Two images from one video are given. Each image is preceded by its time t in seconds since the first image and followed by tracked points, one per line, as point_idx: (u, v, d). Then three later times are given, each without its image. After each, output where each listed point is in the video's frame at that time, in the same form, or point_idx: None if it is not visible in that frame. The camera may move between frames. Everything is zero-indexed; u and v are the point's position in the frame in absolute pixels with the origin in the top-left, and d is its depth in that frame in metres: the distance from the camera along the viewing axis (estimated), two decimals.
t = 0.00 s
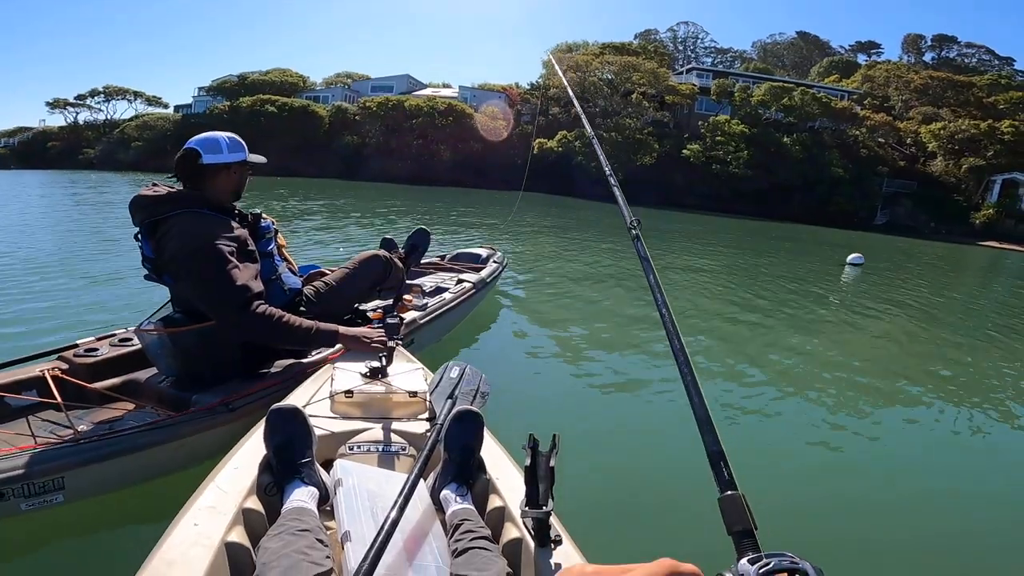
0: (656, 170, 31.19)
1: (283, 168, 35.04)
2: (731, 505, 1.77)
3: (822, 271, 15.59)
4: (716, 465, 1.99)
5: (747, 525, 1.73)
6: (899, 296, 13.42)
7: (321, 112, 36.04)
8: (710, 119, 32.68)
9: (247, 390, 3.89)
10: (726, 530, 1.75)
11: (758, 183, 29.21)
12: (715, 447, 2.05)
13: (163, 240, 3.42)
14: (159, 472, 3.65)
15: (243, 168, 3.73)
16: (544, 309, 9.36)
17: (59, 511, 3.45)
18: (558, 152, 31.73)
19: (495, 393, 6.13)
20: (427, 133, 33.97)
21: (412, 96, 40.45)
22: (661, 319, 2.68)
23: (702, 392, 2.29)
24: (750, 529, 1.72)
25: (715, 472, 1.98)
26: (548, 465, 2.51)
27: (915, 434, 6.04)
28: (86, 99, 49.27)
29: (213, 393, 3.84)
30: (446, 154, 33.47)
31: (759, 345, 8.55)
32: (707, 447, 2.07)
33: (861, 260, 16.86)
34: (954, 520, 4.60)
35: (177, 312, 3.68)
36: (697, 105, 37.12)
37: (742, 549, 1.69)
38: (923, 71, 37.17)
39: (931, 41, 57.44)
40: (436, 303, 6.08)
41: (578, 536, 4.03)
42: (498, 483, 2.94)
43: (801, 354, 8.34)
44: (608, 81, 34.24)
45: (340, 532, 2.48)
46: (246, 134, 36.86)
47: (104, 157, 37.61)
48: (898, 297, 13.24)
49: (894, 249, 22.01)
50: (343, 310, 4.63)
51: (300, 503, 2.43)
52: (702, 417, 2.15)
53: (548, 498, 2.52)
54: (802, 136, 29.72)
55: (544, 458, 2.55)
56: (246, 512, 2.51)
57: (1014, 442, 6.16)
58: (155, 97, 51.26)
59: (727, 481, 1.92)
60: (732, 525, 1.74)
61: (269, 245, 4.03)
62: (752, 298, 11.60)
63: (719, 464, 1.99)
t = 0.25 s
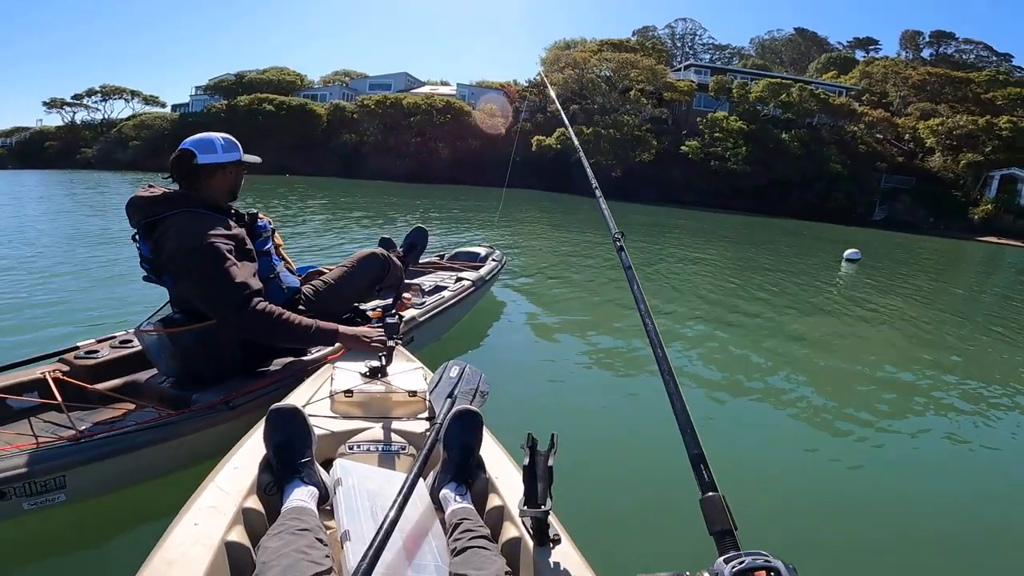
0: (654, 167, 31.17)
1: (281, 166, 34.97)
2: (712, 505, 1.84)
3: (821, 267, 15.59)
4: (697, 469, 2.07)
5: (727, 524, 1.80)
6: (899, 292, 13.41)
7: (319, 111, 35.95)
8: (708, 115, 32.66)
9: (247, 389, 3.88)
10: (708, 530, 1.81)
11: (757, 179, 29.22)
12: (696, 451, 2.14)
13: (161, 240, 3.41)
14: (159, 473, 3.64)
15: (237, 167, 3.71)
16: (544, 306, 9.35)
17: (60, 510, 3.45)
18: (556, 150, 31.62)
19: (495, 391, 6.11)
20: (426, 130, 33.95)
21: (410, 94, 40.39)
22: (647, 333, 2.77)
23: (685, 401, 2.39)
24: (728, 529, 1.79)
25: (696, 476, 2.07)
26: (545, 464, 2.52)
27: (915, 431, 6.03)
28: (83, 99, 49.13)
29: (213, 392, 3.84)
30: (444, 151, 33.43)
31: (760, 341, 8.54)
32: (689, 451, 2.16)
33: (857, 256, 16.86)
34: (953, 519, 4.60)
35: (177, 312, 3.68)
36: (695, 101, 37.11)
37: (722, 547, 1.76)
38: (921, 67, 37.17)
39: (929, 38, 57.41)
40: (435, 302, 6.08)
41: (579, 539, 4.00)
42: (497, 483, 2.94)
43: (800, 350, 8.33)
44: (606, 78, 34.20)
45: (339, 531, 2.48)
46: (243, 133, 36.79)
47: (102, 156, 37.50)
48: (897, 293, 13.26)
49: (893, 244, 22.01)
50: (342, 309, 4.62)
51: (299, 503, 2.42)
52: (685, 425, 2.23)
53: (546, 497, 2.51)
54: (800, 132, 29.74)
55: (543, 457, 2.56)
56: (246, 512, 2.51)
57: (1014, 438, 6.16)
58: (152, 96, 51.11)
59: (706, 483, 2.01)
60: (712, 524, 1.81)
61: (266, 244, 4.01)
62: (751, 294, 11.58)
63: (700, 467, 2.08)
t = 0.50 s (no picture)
0: (655, 166, 31.20)
1: (281, 166, 35.02)
2: (703, 507, 1.83)
3: (822, 267, 15.58)
4: (687, 472, 2.08)
5: (719, 527, 1.78)
6: (899, 292, 13.40)
7: (320, 110, 35.96)
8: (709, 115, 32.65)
9: (248, 386, 3.88)
10: (700, 533, 1.79)
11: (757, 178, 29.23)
12: (686, 454, 2.15)
13: (161, 237, 3.41)
14: (158, 472, 3.64)
15: (231, 163, 3.68)
16: (544, 306, 9.35)
17: (61, 507, 3.45)
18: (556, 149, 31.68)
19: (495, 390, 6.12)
20: (426, 130, 33.96)
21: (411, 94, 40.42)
22: (634, 336, 2.81)
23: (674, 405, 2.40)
24: (720, 530, 1.77)
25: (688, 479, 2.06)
26: (545, 464, 2.51)
27: (915, 430, 6.02)
28: (84, 99, 49.20)
29: (214, 389, 3.84)
30: (445, 151, 33.45)
31: (760, 341, 8.54)
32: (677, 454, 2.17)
33: (856, 256, 16.87)
34: (952, 518, 4.59)
35: (178, 310, 3.68)
36: (696, 101, 37.10)
37: (714, 549, 1.74)
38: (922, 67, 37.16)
39: (930, 38, 57.38)
40: (436, 300, 6.09)
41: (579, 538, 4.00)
42: (498, 483, 2.93)
43: (801, 350, 8.33)
44: (607, 77, 34.21)
45: (338, 532, 2.48)
46: (245, 133, 36.86)
47: (103, 156, 37.55)
48: (897, 292, 13.27)
49: (894, 244, 22.00)
50: (342, 308, 4.62)
51: (299, 504, 2.42)
52: (672, 428, 2.24)
53: (546, 497, 2.50)
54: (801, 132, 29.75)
55: (543, 457, 2.55)
56: (246, 514, 2.51)
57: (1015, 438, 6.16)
58: (153, 96, 51.19)
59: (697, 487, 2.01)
60: (704, 526, 1.79)
61: (266, 242, 4.01)
62: (752, 294, 11.57)
63: (690, 472, 2.08)
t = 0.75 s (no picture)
0: (655, 166, 31.17)
1: (281, 166, 35.03)
2: (689, 517, 1.87)
3: (822, 267, 15.56)
4: (673, 482, 2.10)
5: (706, 539, 1.82)
6: (900, 291, 13.39)
7: (319, 110, 35.93)
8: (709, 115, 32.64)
9: (246, 385, 3.86)
10: (687, 544, 1.83)
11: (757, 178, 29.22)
12: (671, 464, 2.16)
13: (157, 236, 3.40)
14: (154, 471, 3.62)
15: (218, 159, 3.64)
16: (544, 305, 9.34)
17: (58, 506, 3.43)
18: (556, 150, 31.70)
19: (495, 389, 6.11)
20: (426, 130, 33.95)
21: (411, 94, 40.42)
22: (614, 343, 2.85)
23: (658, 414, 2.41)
24: (707, 543, 1.81)
25: (672, 489, 2.08)
26: (541, 464, 2.50)
27: (914, 430, 6.02)
28: (84, 99, 49.20)
29: (211, 388, 3.83)
30: (445, 151, 33.45)
31: (760, 341, 8.52)
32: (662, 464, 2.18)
33: (855, 256, 16.86)
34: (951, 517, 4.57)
35: (176, 309, 3.68)
36: (696, 101, 37.10)
37: (700, 561, 1.79)
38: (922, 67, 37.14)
39: (931, 38, 57.36)
40: (435, 298, 6.07)
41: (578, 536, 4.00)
42: (494, 483, 2.92)
43: (801, 350, 8.31)
44: (607, 77, 34.21)
45: (334, 533, 2.46)
46: (245, 133, 36.86)
47: (103, 156, 37.54)
48: (898, 292, 13.26)
49: (894, 244, 21.99)
50: (340, 307, 4.60)
51: (294, 505, 2.41)
52: (655, 434, 2.26)
53: (542, 497, 2.49)
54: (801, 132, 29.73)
55: (540, 457, 2.54)
56: (240, 515, 2.49)
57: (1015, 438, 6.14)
58: (153, 96, 51.20)
59: (683, 497, 2.03)
60: (691, 539, 1.83)
61: (264, 240, 4.00)
62: (752, 294, 11.56)
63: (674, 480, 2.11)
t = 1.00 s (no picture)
0: (656, 166, 31.18)
1: (282, 166, 35.08)
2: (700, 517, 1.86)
3: (823, 266, 15.57)
4: (683, 483, 2.08)
5: (716, 536, 1.80)
6: (901, 291, 13.39)
7: (320, 110, 35.96)
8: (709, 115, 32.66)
9: (252, 386, 3.87)
10: (697, 541, 1.81)
11: (758, 178, 29.22)
12: (681, 465, 2.16)
13: (164, 237, 3.41)
14: (162, 471, 3.64)
15: (221, 160, 3.63)
16: (545, 306, 9.36)
17: (67, 506, 3.45)
18: (557, 150, 31.75)
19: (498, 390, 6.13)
20: (427, 130, 33.97)
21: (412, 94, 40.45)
22: (624, 348, 2.84)
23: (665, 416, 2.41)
24: (717, 540, 1.79)
25: (683, 490, 2.07)
26: (548, 464, 2.51)
27: (917, 433, 6.02)
28: (86, 100, 49.25)
29: (218, 388, 3.84)
30: (446, 151, 33.48)
31: (761, 341, 8.53)
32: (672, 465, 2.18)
33: (856, 256, 16.86)
34: (952, 520, 4.59)
35: (184, 309, 3.69)
36: (697, 101, 37.05)
37: (711, 558, 1.76)
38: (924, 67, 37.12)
39: (932, 37, 57.34)
40: (439, 299, 6.08)
41: (584, 536, 4.01)
42: (500, 484, 2.93)
43: (803, 349, 8.32)
44: (608, 77, 34.22)
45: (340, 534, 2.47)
46: (246, 134, 36.90)
47: (104, 156, 37.59)
48: (899, 291, 13.28)
49: (894, 244, 22.00)
50: (345, 308, 4.61)
51: (300, 507, 2.42)
52: (666, 439, 2.25)
53: (549, 497, 2.50)
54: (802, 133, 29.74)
55: (545, 457, 2.55)
56: (247, 517, 2.50)
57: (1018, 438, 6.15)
58: (154, 97, 51.27)
59: (693, 497, 2.02)
60: (701, 536, 1.81)
61: (271, 241, 4.01)
62: (754, 294, 11.57)
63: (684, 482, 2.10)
